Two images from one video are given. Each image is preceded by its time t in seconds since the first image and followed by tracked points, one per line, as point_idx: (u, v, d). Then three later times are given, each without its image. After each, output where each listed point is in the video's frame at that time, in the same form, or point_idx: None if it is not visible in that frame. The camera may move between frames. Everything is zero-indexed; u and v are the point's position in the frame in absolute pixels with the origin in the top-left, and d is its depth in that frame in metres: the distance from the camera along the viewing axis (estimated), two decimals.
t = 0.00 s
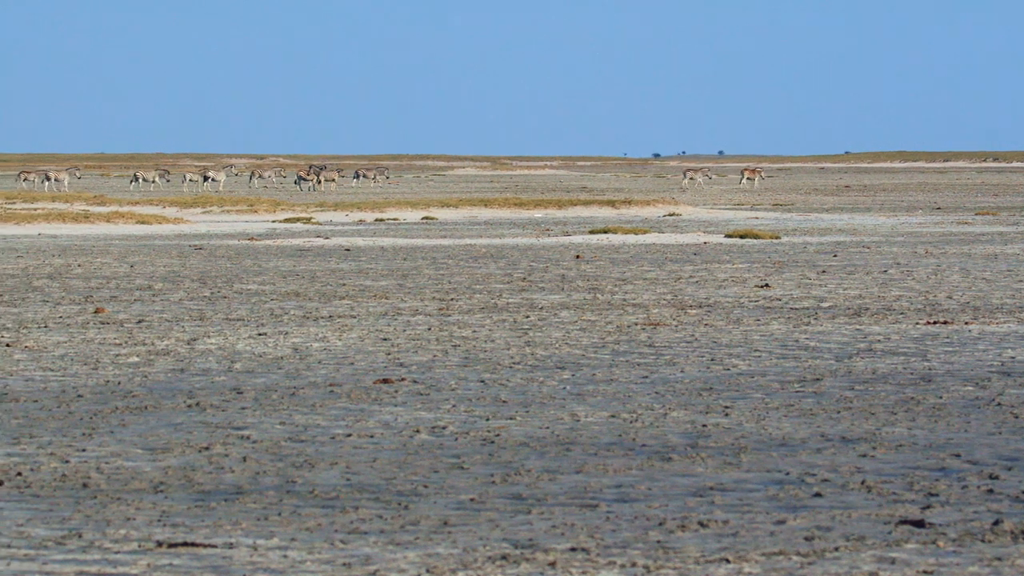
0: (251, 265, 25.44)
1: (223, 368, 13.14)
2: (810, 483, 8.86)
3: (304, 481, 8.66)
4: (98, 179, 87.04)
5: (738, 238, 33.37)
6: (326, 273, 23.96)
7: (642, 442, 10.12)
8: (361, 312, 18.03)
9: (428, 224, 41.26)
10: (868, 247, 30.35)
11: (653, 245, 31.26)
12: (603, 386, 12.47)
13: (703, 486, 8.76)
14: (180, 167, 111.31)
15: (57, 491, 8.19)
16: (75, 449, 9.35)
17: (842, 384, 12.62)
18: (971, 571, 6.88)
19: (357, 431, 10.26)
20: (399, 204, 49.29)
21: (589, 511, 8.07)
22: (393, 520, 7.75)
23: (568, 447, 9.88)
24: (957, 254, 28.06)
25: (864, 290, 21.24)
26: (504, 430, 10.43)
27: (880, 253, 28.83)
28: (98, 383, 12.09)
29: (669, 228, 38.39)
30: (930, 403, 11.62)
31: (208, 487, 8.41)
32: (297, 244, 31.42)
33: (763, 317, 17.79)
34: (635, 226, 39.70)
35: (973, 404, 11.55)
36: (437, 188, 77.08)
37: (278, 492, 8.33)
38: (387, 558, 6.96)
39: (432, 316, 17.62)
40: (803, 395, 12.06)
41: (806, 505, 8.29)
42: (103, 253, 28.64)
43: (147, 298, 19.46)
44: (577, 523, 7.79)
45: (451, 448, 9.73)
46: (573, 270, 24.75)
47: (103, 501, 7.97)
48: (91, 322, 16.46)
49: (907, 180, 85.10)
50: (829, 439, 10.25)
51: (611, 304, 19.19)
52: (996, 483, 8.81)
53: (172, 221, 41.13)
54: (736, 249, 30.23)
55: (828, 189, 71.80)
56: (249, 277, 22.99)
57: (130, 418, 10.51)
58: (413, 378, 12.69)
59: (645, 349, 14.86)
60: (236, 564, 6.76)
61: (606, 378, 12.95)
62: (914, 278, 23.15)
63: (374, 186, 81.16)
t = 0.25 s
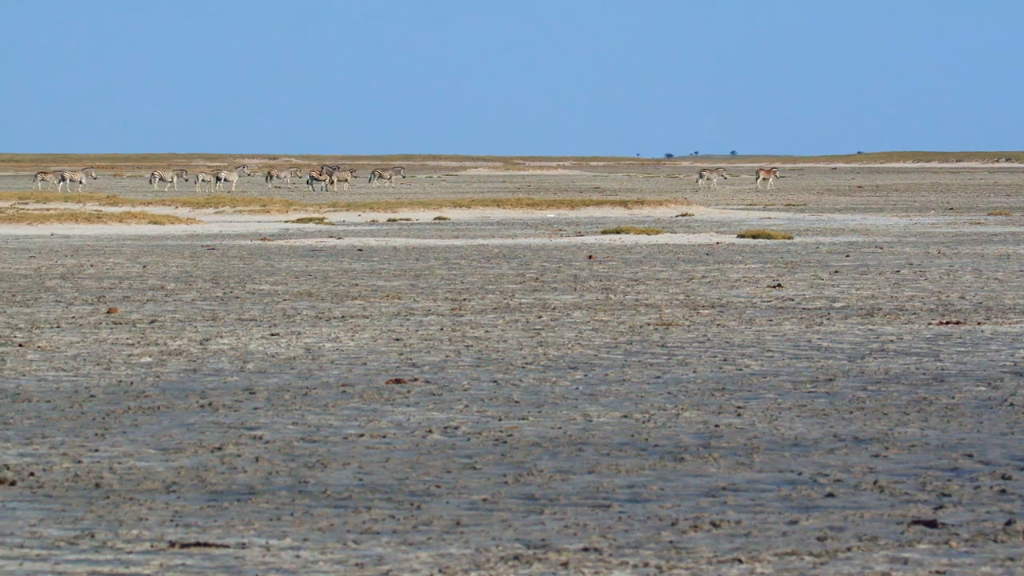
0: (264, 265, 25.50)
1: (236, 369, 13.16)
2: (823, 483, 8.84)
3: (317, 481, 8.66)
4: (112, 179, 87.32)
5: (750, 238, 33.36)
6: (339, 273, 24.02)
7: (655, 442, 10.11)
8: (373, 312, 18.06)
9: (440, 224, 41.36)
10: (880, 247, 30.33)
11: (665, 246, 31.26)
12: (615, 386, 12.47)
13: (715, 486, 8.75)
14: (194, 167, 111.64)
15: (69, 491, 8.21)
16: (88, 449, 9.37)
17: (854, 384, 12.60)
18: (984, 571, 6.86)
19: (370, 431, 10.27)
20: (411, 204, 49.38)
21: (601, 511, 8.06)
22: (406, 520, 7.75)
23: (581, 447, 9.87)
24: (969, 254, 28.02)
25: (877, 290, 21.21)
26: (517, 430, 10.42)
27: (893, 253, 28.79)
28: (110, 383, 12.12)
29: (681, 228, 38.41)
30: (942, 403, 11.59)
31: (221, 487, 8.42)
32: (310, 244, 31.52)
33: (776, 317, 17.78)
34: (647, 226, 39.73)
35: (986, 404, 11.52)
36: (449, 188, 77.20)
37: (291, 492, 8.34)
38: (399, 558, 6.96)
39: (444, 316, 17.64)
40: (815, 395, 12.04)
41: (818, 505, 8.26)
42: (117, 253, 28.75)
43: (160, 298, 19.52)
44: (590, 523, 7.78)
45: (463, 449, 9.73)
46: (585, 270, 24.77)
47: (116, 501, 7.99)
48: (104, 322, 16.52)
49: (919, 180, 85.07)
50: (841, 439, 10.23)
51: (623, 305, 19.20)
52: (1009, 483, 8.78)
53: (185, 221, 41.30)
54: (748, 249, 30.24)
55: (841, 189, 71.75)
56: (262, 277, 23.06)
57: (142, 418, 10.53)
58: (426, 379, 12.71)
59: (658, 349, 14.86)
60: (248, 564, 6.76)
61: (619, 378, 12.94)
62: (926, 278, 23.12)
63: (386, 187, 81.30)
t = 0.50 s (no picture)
0: (276, 265, 25.53)
1: (249, 368, 13.18)
2: (836, 483, 8.81)
3: (329, 481, 8.66)
4: (126, 180, 87.54)
5: (763, 238, 33.33)
6: (351, 273, 24.04)
7: (667, 442, 10.09)
8: (385, 312, 18.06)
9: (452, 224, 41.39)
10: (893, 247, 30.27)
11: (678, 246, 31.23)
12: (628, 386, 12.44)
13: (728, 486, 8.72)
14: (206, 167, 111.85)
15: (82, 491, 8.22)
16: (100, 449, 9.39)
17: (866, 384, 12.56)
18: (997, 571, 6.83)
19: (382, 431, 10.27)
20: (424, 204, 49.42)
21: (614, 511, 8.04)
22: (419, 520, 7.75)
23: (593, 447, 9.86)
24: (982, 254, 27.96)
25: (889, 290, 21.16)
26: (529, 430, 10.41)
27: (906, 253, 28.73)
28: (123, 383, 12.13)
29: (694, 228, 38.38)
30: (956, 403, 11.55)
31: (233, 488, 8.43)
32: (322, 244, 31.56)
33: (788, 317, 17.74)
34: (659, 226, 39.70)
35: (999, 405, 11.48)
36: (462, 188, 77.26)
37: (303, 492, 8.34)
38: (411, 558, 6.96)
39: (456, 316, 17.64)
40: (828, 395, 12.01)
41: (831, 505, 8.24)
42: (129, 253, 28.82)
43: (172, 298, 19.56)
44: (602, 523, 7.77)
45: (476, 448, 9.73)
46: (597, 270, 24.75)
47: (128, 501, 7.99)
48: (117, 322, 16.55)
49: (931, 180, 84.89)
50: (854, 439, 10.20)
51: (635, 305, 19.17)
52: (1022, 483, 8.75)
53: (197, 221, 41.38)
54: (760, 249, 30.20)
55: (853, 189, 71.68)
56: (274, 277, 23.09)
57: (155, 418, 10.55)
58: (438, 379, 12.70)
59: (670, 349, 14.83)
60: (261, 564, 6.76)
61: (631, 378, 12.92)
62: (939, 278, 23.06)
63: (399, 187, 81.43)
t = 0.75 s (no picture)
0: (288, 265, 25.58)
1: (261, 368, 13.20)
2: (848, 483, 8.79)
3: (342, 481, 8.67)
4: (139, 180, 87.81)
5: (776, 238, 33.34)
6: (364, 273, 24.08)
7: (680, 442, 10.08)
8: (398, 312, 18.09)
9: (465, 224, 41.48)
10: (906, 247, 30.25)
11: (690, 246, 31.23)
12: (641, 386, 12.43)
13: (741, 486, 8.71)
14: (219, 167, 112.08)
15: (95, 490, 8.24)
16: (113, 449, 9.41)
17: (879, 384, 12.54)
18: (1011, 571, 6.81)
19: (395, 431, 10.27)
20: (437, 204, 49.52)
21: (626, 511, 8.03)
22: (431, 520, 7.75)
23: (605, 448, 9.84)
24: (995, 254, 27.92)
25: (902, 290, 21.14)
26: (541, 430, 10.40)
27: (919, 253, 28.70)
28: (135, 383, 12.17)
29: (706, 228, 38.39)
30: (969, 403, 11.52)
31: (246, 488, 8.43)
32: (335, 244, 31.65)
33: (800, 317, 17.73)
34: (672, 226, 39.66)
35: (1012, 404, 11.44)
36: (474, 188, 77.33)
37: (316, 492, 8.35)
38: (424, 558, 6.95)
39: (469, 316, 17.65)
40: (840, 395, 11.99)
41: (844, 505, 8.22)
42: (142, 253, 28.94)
43: (185, 298, 19.61)
44: (615, 523, 7.76)
45: (489, 448, 9.72)
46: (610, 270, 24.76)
47: (140, 501, 8.00)
48: (129, 322, 16.59)
49: (944, 179, 84.82)
50: (867, 439, 10.18)
51: (648, 305, 19.16)
52: None
53: (210, 221, 41.53)
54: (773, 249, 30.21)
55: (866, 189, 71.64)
56: (287, 277, 23.15)
57: (168, 418, 10.57)
58: (451, 379, 12.71)
59: (683, 349, 14.83)
60: (274, 564, 6.77)
61: (644, 378, 12.91)
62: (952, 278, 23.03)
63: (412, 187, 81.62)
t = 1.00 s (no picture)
0: (301, 265, 25.63)
1: (275, 368, 13.22)
2: (862, 483, 8.76)
3: (355, 481, 8.67)
4: (153, 181, 88.06)
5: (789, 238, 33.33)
6: (377, 273, 24.12)
7: (693, 442, 10.06)
8: (411, 312, 18.11)
9: (478, 224, 41.55)
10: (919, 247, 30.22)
11: (703, 246, 31.23)
12: (654, 386, 12.42)
13: (754, 486, 8.69)
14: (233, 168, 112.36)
15: (108, 490, 8.25)
16: (126, 449, 9.42)
17: (893, 384, 12.51)
18: None
19: (408, 431, 10.27)
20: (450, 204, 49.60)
21: (640, 512, 8.02)
22: (444, 520, 7.74)
23: (619, 448, 9.83)
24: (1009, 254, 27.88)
25: (915, 290, 21.11)
26: (555, 431, 10.39)
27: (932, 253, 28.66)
28: (149, 383, 12.19)
29: (720, 228, 38.39)
30: (983, 403, 11.48)
31: (259, 488, 8.44)
32: (348, 244, 31.72)
33: (814, 317, 17.71)
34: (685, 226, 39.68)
35: None
36: (487, 188, 77.42)
37: (329, 492, 8.35)
38: (438, 558, 6.95)
39: (482, 316, 17.66)
40: (854, 395, 11.96)
41: (857, 506, 8.19)
42: (156, 253, 29.04)
43: (198, 298, 19.66)
44: (628, 523, 7.74)
45: (502, 449, 9.72)
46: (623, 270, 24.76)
47: (154, 501, 8.01)
48: (143, 322, 16.63)
49: (957, 179, 84.74)
50: (880, 439, 10.15)
51: (661, 305, 19.16)
52: None
53: (224, 221, 41.67)
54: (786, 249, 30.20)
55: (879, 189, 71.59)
56: (300, 277, 23.20)
57: (181, 418, 10.58)
58: (464, 379, 12.71)
59: (696, 349, 14.82)
60: (287, 564, 6.77)
61: (657, 378, 12.90)
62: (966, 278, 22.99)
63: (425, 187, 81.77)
